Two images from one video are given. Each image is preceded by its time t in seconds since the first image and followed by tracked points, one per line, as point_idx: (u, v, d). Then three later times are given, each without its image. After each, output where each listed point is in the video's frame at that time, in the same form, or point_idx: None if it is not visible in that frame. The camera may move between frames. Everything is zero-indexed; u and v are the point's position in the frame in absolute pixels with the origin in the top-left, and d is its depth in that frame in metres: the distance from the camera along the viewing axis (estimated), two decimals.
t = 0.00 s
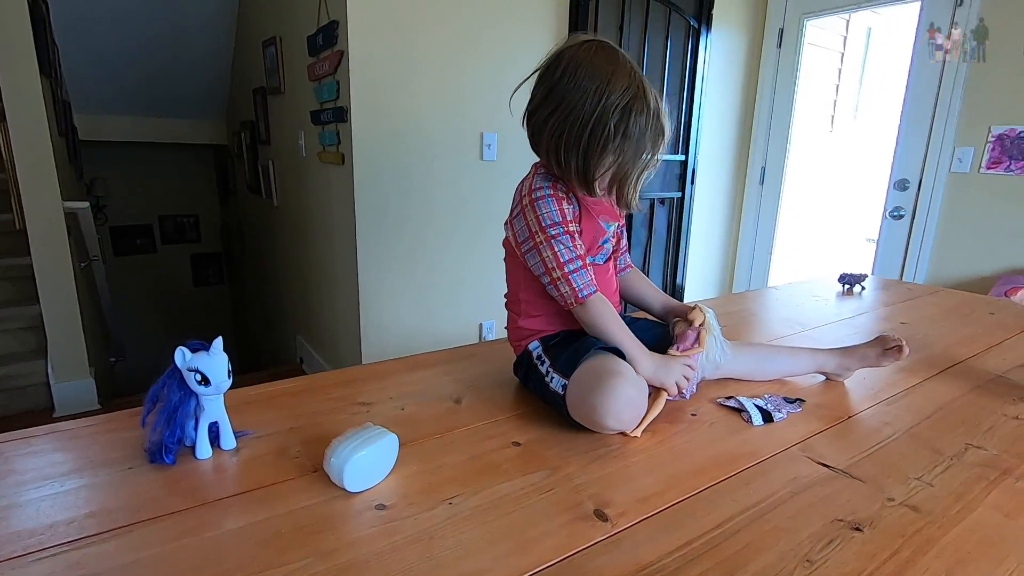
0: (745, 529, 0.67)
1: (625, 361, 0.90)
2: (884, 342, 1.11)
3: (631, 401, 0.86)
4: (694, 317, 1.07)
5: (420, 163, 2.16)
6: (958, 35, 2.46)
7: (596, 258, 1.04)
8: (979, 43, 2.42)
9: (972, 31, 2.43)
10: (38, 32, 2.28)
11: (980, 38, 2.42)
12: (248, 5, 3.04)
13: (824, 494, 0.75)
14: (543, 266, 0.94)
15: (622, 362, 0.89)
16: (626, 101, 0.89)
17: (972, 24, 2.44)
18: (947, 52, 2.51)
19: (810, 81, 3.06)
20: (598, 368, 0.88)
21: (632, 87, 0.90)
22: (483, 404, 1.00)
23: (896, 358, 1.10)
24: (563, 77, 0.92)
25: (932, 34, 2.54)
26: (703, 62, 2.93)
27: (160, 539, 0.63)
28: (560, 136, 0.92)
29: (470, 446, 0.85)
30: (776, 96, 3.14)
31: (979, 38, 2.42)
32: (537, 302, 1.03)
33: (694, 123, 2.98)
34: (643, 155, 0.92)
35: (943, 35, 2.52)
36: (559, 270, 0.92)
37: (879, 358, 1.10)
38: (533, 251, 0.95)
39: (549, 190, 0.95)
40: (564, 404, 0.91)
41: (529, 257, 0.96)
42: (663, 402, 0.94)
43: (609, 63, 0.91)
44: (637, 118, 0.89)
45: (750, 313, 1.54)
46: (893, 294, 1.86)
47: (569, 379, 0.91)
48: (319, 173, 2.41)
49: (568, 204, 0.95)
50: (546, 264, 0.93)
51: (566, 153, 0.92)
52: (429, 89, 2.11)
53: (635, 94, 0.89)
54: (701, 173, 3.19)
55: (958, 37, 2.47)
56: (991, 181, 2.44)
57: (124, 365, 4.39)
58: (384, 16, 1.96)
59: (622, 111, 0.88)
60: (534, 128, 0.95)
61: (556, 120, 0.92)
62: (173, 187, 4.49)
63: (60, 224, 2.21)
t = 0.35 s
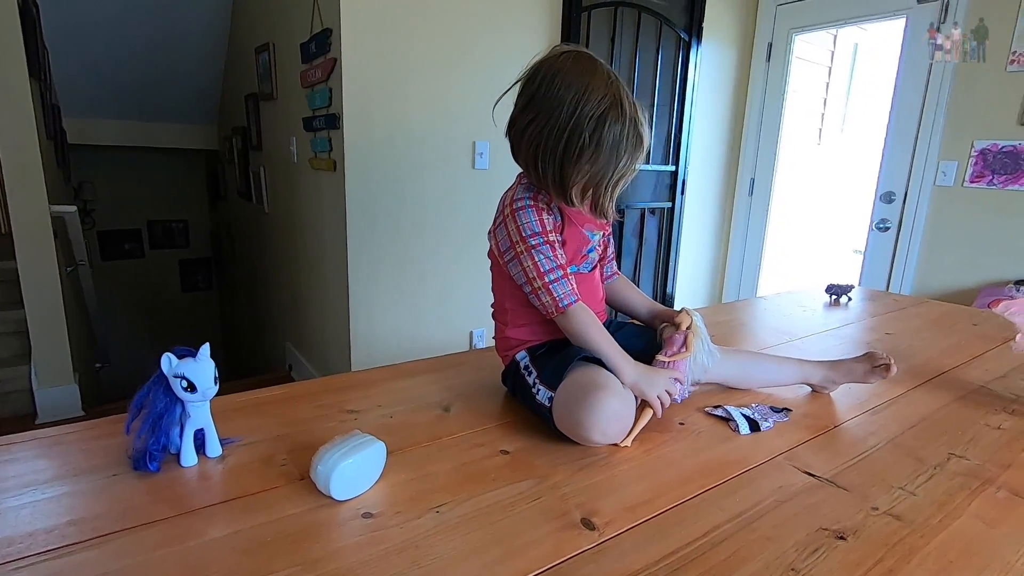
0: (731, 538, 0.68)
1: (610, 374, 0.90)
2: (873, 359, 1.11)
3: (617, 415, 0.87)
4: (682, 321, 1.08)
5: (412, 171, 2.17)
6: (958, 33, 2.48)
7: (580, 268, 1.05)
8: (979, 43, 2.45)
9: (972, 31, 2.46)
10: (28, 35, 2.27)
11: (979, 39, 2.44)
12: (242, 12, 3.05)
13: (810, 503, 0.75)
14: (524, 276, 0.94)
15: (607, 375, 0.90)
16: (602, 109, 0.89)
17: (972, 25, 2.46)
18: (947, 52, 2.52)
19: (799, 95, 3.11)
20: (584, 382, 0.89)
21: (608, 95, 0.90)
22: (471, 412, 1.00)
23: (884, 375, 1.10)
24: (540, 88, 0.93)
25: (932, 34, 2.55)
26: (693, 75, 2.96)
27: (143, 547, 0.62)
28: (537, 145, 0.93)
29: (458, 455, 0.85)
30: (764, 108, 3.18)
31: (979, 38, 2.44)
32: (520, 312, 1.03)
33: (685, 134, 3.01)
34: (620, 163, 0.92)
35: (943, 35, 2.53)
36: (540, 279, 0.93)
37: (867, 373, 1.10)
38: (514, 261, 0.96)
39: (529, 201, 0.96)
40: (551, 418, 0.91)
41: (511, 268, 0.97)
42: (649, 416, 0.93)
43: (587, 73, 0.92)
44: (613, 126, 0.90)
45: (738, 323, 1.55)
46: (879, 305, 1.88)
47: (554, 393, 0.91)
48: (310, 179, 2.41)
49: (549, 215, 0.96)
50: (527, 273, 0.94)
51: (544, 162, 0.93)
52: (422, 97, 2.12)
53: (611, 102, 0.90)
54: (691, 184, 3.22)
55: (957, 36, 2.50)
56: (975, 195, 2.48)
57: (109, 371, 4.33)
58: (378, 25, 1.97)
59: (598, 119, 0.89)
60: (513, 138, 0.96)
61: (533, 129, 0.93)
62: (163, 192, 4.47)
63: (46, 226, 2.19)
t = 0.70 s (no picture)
0: (726, 543, 0.67)
1: (606, 378, 0.90)
2: (869, 365, 1.11)
3: (611, 418, 0.86)
4: (677, 328, 1.08)
5: (406, 174, 2.16)
6: (957, 34, 2.48)
7: (580, 273, 1.04)
8: (978, 44, 2.44)
9: (971, 31, 2.45)
10: (19, 35, 2.25)
11: (979, 39, 2.44)
12: (236, 15, 3.04)
13: (805, 508, 0.75)
14: (526, 277, 0.94)
15: (604, 379, 0.89)
16: (607, 115, 0.89)
17: (971, 24, 2.46)
18: (947, 52, 2.52)
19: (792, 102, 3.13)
20: (579, 385, 0.88)
21: (615, 102, 0.91)
22: (466, 417, 0.99)
23: (879, 380, 1.10)
24: (547, 92, 0.93)
25: (931, 34, 2.55)
26: (688, 80, 2.98)
27: (130, 554, 0.61)
28: (543, 150, 0.93)
29: (452, 459, 0.84)
30: (758, 114, 3.20)
31: (979, 38, 2.44)
32: (520, 314, 1.02)
33: (679, 140, 3.03)
34: (625, 169, 0.92)
35: (942, 36, 2.53)
36: (542, 281, 0.92)
37: (862, 378, 1.10)
38: (518, 262, 0.95)
39: (536, 203, 0.95)
40: (547, 421, 0.91)
41: (514, 269, 0.96)
42: (644, 422, 0.94)
43: (593, 79, 0.92)
44: (619, 133, 0.90)
45: (732, 327, 1.56)
46: (871, 310, 1.89)
47: (549, 396, 0.91)
48: (303, 182, 2.40)
49: (555, 218, 0.96)
50: (530, 274, 0.93)
51: (548, 166, 0.93)
52: (416, 101, 2.12)
53: (617, 109, 0.90)
54: (685, 189, 3.23)
55: (957, 37, 2.50)
56: (965, 201, 2.50)
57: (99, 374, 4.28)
58: (373, 28, 1.97)
59: (603, 125, 0.89)
60: (518, 141, 0.96)
61: (539, 134, 0.93)
62: (155, 194, 4.44)
63: (35, 227, 2.17)
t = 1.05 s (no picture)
0: (718, 540, 0.67)
1: (597, 368, 0.90)
2: (866, 366, 1.11)
3: (604, 409, 0.87)
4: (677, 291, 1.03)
5: (400, 171, 2.15)
6: (958, 34, 2.47)
7: (579, 268, 1.03)
8: (978, 43, 2.43)
9: (971, 30, 2.45)
10: (8, 28, 2.22)
11: (978, 39, 2.43)
12: (230, 10, 3.02)
13: (797, 504, 0.75)
14: (509, 274, 0.94)
15: (596, 370, 0.90)
16: (579, 104, 0.88)
17: (972, 23, 2.45)
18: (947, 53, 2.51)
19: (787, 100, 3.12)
20: (571, 375, 0.88)
21: (586, 90, 0.89)
22: (459, 414, 0.99)
23: (874, 381, 1.10)
24: (522, 90, 0.93)
25: (931, 34, 2.54)
26: (683, 78, 2.98)
27: (116, 553, 0.60)
28: (522, 147, 0.93)
29: (444, 456, 0.84)
30: (752, 113, 3.21)
31: (979, 37, 2.43)
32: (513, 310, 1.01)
33: (674, 138, 3.02)
34: (603, 156, 0.91)
35: (941, 35, 2.52)
36: (522, 280, 0.91)
37: (857, 380, 1.10)
38: (507, 257, 0.95)
39: (534, 201, 0.95)
40: (539, 413, 0.91)
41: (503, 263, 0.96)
42: (645, 396, 0.94)
43: (565, 69, 0.91)
44: (591, 120, 0.88)
45: (726, 325, 1.56)
46: (865, 307, 1.90)
47: (542, 386, 0.91)
48: (297, 179, 2.38)
49: (550, 219, 0.95)
50: (513, 271, 0.93)
51: (528, 163, 0.93)
52: (410, 97, 2.11)
53: (589, 96, 0.89)
54: (680, 187, 3.23)
55: (957, 37, 2.49)
56: (958, 200, 2.51)
57: (91, 372, 4.26)
58: (367, 22, 1.95)
59: (575, 115, 0.88)
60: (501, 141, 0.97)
61: (517, 132, 0.93)
62: (147, 191, 4.41)
63: (26, 224, 2.15)
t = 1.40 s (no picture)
0: (717, 540, 0.68)
1: (597, 370, 0.90)
2: (863, 365, 1.11)
3: (605, 409, 0.87)
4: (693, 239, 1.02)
5: (399, 171, 2.16)
6: (958, 33, 2.48)
7: (579, 266, 1.04)
8: (978, 44, 2.44)
9: (971, 31, 2.45)
10: (7, 27, 2.21)
11: (978, 39, 2.43)
12: (229, 10, 3.02)
13: (796, 504, 0.76)
14: (511, 271, 0.94)
15: (596, 371, 0.90)
16: (581, 95, 0.89)
17: (972, 24, 2.45)
18: (946, 52, 2.52)
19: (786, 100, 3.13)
20: (571, 377, 0.88)
21: (586, 81, 0.90)
22: (459, 414, 0.99)
23: (872, 380, 1.10)
24: (521, 89, 0.94)
25: (931, 34, 2.55)
26: (682, 79, 2.99)
27: (120, 553, 0.61)
28: (525, 145, 0.93)
29: (445, 457, 0.84)
30: (751, 114, 3.22)
31: (978, 37, 2.43)
32: (514, 311, 1.02)
33: (673, 138, 3.03)
34: (608, 144, 0.91)
35: (941, 35, 2.53)
36: (523, 277, 0.92)
37: (855, 378, 1.10)
38: (507, 254, 0.95)
39: (535, 199, 0.95)
40: (540, 415, 0.91)
41: (504, 260, 0.96)
42: (663, 348, 0.96)
43: (563, 65, 0.92)
44: (594, 110, 0.89)
45: (724, 326, 1.56)
46: (862, 307, 1.91)
47: (543, 389, 0.91)
48: (297, 179, 2.38)
49: (550, 216, 0.95)
50: (514, 268, 0.93)
51: (532, 160, 0.93)
52: (410, 98, 2.11)
53: (589, 87, 0.90)
54: (679, 187, 3.24)
55: (957, 37, 2.49)
56: (955, 201, 2.52)
57: (89, 372, 4.25)
58: (366, 23, 1.95)
59: (578, 107, 0.89)
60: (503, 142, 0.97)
61: (520, 130, 0.93)
62: (145, 191, 4.40)
63: (25, 224, 2.15)
